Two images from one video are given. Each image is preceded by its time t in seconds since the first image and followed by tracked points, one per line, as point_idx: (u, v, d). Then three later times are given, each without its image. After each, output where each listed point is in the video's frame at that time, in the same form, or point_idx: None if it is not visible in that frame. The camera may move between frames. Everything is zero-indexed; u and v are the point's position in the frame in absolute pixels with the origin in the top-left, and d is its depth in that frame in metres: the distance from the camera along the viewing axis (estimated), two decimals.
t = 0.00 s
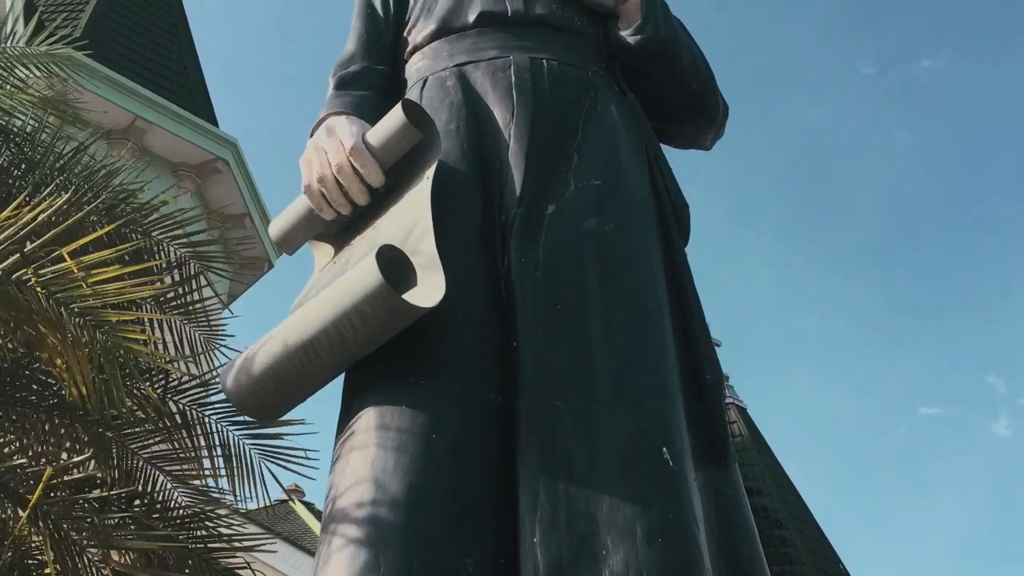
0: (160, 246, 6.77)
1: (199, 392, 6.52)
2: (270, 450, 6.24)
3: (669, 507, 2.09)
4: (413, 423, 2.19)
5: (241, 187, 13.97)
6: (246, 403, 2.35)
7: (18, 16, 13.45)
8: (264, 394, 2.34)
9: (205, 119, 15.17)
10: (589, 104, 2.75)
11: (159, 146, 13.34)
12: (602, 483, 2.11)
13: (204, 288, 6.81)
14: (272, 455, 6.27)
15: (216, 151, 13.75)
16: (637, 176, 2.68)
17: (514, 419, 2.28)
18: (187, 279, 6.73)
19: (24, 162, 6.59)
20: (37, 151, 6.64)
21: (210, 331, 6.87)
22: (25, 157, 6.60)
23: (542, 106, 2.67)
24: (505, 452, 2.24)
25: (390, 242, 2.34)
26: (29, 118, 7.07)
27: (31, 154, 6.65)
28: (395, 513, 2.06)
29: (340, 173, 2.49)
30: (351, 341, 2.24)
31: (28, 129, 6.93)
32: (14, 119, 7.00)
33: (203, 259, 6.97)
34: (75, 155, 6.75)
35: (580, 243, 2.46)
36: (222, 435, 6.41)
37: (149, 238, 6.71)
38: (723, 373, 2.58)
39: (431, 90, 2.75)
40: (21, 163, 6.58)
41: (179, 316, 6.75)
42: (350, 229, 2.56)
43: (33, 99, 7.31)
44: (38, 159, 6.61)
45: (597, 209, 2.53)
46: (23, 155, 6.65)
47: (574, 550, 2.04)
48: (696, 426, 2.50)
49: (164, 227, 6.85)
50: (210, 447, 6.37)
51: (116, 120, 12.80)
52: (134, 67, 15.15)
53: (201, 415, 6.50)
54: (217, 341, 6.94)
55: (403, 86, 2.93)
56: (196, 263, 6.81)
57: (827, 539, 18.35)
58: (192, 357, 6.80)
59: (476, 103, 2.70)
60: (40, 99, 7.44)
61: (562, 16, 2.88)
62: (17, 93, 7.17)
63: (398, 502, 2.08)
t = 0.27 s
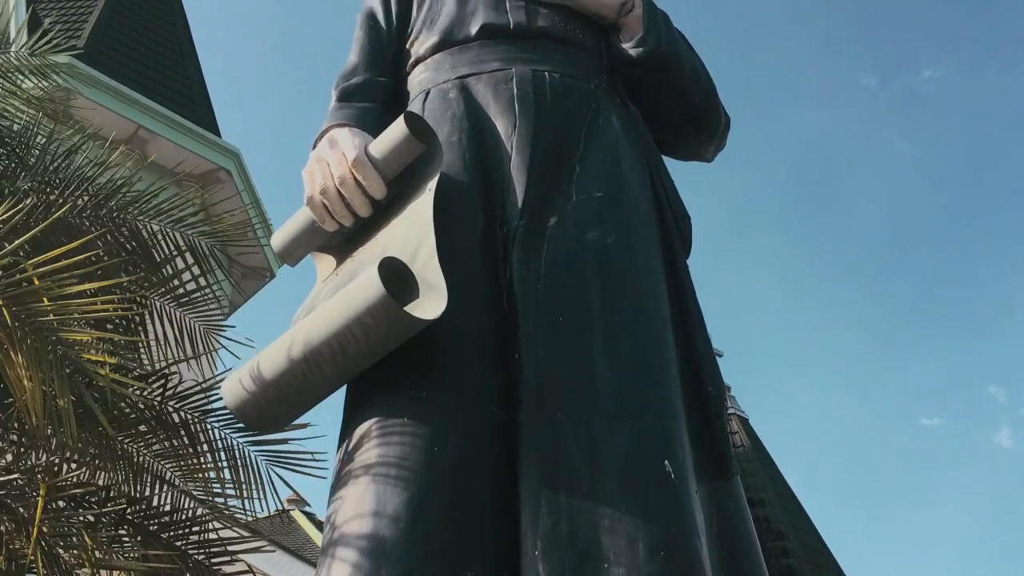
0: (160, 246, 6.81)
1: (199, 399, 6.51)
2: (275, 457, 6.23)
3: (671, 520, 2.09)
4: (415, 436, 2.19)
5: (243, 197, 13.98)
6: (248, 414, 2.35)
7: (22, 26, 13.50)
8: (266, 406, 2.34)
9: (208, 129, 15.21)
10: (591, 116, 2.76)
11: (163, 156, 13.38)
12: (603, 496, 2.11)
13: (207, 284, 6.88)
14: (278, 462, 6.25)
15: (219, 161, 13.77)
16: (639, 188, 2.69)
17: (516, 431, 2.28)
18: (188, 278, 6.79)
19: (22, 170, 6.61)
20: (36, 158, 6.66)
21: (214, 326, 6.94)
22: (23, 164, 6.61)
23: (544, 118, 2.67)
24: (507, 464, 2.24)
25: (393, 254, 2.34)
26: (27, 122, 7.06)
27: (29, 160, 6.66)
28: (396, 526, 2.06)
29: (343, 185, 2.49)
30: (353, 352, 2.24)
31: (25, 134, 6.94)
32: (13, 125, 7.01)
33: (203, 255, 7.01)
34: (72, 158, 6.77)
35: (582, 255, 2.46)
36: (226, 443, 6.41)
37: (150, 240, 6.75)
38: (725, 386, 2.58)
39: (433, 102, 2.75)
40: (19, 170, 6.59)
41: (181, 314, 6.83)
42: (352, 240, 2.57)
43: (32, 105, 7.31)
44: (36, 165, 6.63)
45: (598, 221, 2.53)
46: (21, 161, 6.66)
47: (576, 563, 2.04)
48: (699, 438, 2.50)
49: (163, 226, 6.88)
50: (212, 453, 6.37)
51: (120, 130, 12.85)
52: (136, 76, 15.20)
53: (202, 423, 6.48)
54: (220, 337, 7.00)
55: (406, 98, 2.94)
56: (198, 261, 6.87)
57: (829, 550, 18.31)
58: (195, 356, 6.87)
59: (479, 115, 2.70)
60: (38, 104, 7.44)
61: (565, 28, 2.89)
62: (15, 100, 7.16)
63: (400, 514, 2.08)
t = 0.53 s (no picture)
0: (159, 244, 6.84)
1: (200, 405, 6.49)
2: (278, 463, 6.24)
3: (671, 527, 2.09)
4: (416, 443, 2.20)
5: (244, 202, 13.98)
6: (248, 421, 2.35)
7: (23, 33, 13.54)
8: (266, 412, 2.34)
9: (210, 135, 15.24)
10: (592, 123, 2.76)
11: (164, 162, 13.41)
12: (604, 502, 2.12)
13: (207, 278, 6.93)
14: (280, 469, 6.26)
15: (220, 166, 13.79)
16: (640, 195, 2.69)
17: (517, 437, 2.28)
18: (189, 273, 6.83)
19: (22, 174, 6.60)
20: (34, 160, 6.65)
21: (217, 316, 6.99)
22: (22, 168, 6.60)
23: (545, 124, 2.68)
24: (507, 471, 2.24)
25: (394, 261, 2.35)
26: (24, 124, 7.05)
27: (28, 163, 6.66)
28: (397, 532, 2.06)
29: (344, 192, 2.49)
30: (354, 359, 2.24)
31: (21, 137, 6.92)
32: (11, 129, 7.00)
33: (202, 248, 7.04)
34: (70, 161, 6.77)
35: (582, 262, 2.46)
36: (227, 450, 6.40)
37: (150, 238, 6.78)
38: (726, 392, 2.58)
39: (435, 108, 2.76)
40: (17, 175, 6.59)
41: (184, 307, 6.87)
42: (353, 247, 2.57)
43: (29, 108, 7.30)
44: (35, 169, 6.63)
45: (599, 228, 2.54)
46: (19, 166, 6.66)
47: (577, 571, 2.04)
48: (699, 444, 2.50)
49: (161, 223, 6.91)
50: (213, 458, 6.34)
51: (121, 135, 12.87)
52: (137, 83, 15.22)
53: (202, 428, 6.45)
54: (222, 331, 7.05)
55: (407, 104, 2.94)
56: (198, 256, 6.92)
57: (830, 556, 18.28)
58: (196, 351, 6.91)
59: (480, 122, 2.71)
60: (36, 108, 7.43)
61: (565, 36, 2.89)
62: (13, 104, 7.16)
63: (400, 521, 2.08)
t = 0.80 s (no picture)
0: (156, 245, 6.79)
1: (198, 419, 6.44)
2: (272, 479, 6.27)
3: (672, 537, 2.09)
4: (416, 452, 2.20)
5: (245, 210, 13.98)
6: (249, 430, 2.35)
7: (25, 41, 13.57)
8: (266, 421, 2.34)
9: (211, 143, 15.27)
10: (593, 132, 2.77)
11: (166, 169, 13.44)
12: (605, 512, 2.12)
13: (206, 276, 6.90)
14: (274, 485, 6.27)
15: (221, 174, 13.82)
16: (640, 204, 2.69)
17: (518, 446, 2.28)
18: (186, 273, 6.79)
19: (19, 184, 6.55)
20: (33, 168, 6.63)
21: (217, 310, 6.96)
22: (19, 177, 6.55)
23: (546, 134, 2.68)
24: (508, 481, 2.24)
25: (394, 270, 2.35)
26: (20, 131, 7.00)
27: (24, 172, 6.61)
28: (397, 542, 2.06)
29: (345, 201, 2.49)
30: (354, 368, 2.25)
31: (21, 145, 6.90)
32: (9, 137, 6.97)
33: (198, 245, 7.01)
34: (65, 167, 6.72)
35: (583, 272, 2.47)
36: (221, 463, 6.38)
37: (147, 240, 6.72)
38: (727, 401, 2.58)
39: (436, 118, 2.76)
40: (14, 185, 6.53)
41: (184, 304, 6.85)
42: (354, 255, 2.57)
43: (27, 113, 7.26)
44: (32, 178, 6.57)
45: (600, 237, 2.54)
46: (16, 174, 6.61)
47: None
48: (700, 454, 2.50)
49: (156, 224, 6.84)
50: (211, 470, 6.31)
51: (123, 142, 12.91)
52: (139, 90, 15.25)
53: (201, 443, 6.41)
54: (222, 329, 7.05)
55: (408, 113, 2.95)
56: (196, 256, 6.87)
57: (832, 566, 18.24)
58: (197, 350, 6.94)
59: (481, 131, 2.71)
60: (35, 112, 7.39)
61: (566, 45, 2.90)
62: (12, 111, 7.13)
63: (401, 532, 2.08)
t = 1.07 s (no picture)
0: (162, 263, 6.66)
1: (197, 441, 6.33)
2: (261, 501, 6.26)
3: (672, 550, 2.09)
4: (415, 465, 2.20)
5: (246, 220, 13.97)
6: (249, 442, 2.35)
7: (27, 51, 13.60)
8: (267, 433, 2.34)
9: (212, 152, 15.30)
10: (593, 144, 2.78)
11: (167, 178, 13.47)
12: (605, 524, 2.12)
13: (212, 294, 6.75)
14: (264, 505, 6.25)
15: (223, 183, 13.82)
16: (640, 216, 2.70)
17: (518, 458, 2.28)
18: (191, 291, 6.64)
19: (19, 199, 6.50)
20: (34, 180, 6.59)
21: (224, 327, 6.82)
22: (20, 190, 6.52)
23: (546, 145, 2.69)
24: (508, 494, 2.24)
25: (394, 282, 2.35)
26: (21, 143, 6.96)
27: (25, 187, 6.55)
28: (396, 555, 2.06)
29: (346, 213, 2.50)
30: (354, 380, 2.25)
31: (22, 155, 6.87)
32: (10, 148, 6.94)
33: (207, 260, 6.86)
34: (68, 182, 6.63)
35: (583, 284, 2.47)
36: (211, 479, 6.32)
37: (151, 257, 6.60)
38: (727, 413, 2.58)
39: (437, 129, 2.77)
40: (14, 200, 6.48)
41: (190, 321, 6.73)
42: (355, 267, 2.58)
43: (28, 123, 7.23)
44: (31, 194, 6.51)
45: (600, 249, 2.55)
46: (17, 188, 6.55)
47: None
48: (700, 466, 2.50)
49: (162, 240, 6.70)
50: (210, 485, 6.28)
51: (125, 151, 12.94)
52: (141, 100, 15.28)
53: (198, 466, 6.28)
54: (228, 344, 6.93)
55: (409, 125, 2.95)
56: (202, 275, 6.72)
57: None
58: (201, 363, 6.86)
59: (482, 143, 2.72)
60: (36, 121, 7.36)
61: (567, 57, 2.91)
62: (14, 122, 7.11)
63: (400, 545, 2.08)
